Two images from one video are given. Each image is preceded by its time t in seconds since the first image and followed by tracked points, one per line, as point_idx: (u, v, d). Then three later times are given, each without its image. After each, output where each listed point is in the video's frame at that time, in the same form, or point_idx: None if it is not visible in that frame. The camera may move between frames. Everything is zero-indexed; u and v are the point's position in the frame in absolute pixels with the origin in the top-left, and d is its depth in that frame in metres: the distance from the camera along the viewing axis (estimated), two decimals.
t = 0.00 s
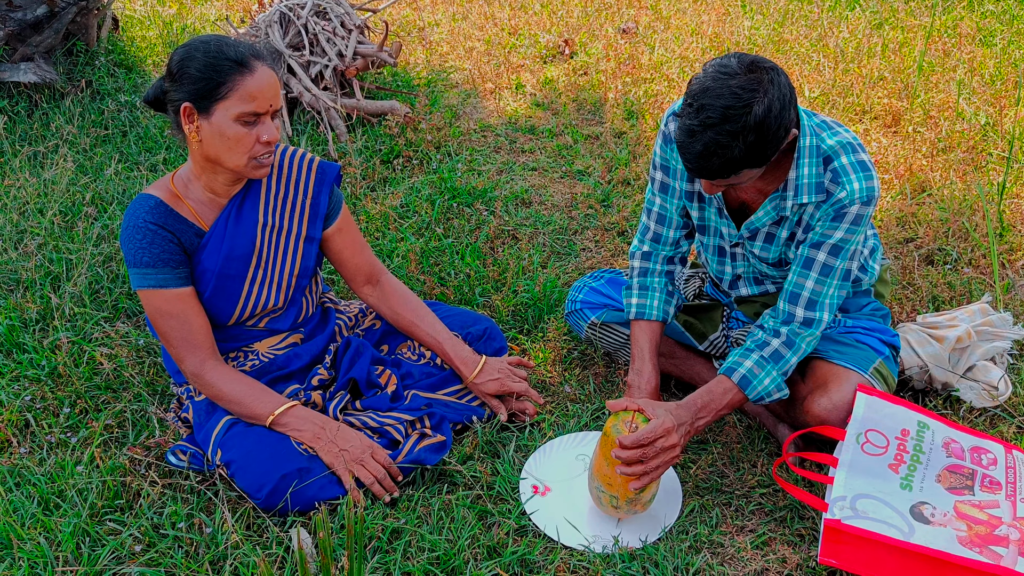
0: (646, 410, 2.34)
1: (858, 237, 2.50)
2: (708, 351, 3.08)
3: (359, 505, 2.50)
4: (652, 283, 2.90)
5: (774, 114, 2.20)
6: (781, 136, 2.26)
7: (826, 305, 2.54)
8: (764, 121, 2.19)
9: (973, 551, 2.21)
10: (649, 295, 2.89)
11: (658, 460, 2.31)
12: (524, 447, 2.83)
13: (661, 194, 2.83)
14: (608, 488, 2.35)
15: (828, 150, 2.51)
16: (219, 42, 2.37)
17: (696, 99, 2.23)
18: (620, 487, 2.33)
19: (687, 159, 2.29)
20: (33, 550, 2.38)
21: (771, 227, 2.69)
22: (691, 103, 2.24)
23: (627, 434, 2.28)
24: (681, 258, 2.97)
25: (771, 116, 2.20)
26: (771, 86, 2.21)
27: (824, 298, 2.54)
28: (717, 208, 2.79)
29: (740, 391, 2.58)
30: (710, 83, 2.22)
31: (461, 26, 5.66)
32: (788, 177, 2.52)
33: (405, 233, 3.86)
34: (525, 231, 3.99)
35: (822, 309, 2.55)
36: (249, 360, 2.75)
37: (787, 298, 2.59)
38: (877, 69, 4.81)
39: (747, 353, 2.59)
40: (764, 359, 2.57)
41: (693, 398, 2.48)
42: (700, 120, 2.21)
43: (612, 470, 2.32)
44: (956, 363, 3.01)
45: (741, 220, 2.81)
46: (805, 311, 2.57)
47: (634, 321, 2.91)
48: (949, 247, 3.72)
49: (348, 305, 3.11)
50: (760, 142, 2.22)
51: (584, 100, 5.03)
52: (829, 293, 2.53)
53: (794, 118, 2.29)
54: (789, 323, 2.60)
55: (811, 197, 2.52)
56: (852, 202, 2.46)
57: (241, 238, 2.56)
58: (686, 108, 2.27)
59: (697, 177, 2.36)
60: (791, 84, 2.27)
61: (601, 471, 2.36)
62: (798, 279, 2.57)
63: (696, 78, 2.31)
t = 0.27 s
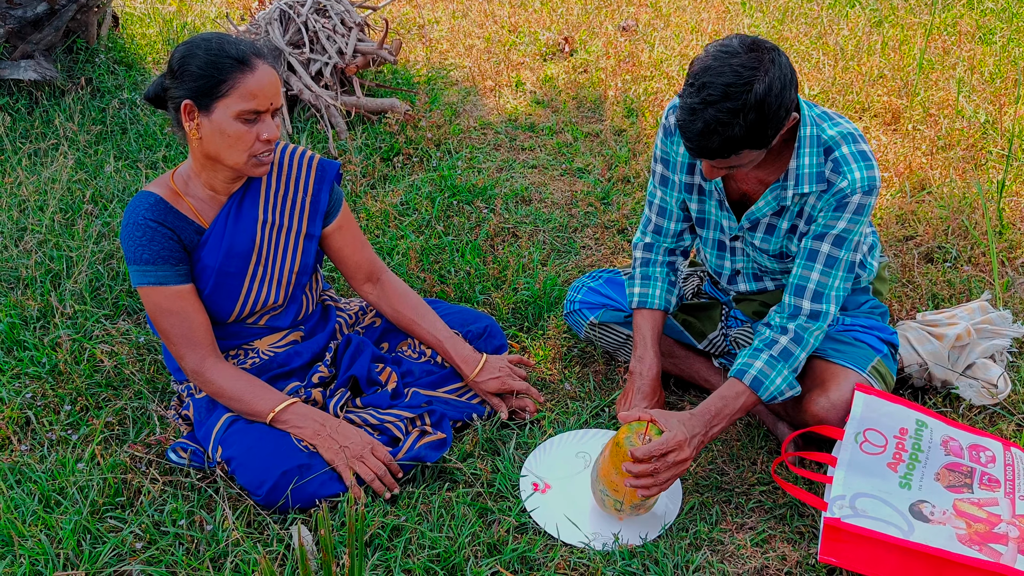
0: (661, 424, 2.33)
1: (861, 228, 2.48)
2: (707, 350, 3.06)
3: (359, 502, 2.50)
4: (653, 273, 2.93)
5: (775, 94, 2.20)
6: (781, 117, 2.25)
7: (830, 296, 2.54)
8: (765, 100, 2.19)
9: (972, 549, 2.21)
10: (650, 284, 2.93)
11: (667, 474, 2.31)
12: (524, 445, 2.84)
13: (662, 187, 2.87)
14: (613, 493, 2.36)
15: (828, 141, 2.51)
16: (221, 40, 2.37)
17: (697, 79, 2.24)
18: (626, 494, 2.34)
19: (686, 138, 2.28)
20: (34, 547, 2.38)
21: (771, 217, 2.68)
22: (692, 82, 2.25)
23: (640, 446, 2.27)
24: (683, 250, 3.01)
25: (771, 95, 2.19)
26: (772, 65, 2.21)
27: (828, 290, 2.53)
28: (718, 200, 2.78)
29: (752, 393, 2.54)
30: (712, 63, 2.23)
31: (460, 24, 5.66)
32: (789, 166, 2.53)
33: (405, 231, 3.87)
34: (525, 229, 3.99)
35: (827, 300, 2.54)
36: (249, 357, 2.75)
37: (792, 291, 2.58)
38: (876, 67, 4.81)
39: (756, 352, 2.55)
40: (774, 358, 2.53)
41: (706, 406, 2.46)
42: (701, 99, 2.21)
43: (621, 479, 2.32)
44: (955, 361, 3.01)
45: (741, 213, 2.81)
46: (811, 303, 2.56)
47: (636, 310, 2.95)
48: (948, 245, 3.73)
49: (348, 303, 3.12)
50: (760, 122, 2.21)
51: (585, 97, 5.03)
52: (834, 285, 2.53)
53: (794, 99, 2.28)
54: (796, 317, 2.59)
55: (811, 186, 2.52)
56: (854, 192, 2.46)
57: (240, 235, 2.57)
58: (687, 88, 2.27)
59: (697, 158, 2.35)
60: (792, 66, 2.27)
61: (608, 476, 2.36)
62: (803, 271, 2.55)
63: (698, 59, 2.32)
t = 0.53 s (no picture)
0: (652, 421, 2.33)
1: (867, 216, 2.45)
2: (710, 347, 3.06)
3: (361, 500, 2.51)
4: (657, 246, 2.98)
5: (798, 62, 2.20)
6: (802, 88, 2.25)
7: (831, 283, 2.46)
8: (788, 67, 2.18)
9: (974, 547, 2.21)
10: (654, 257, 2.97)
11: (660, 471, 2.31)
12: (527, 443, 2.84)
13: (671, 170, 2.91)
14: (612, 491, 2.38)
15: (840, 129, 2.50)
16: (221, 40, 2.37)
17: (720, 45, 2.24)
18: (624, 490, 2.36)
19: (707, 104, 2.27)
20: (37, 546, 2.39)
21: (778, 203, 2.67)
22: (716, 49, 2.25)
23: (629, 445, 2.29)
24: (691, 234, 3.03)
25: (794, 62, 2.19)
26: (796, 34, 2.22)
27: (831, 277, 2.46)
28: (729, 184, 2.78)
29: (749, 382, 2.47)
30: (735, 29, 2.23)
31: (462, 22, 5.66)
32: (799, 151, 2.53)
33: (407, 230, 3.87)
34: (527, 228, 3.99)
35: (828, 287, 2.46)
36: (251, 356, 2.76)
37: (793, 276, 2.51)
38: (878, 65, 4.80)
39: (752, 342, 2.48)
40: (770, 347, 2.46)
41: (700, 401, 2.39)
42: (724, 63, 2.21)
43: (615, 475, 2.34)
44: (957, 360, 3.01)
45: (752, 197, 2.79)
46: (811, 289, 2.48)
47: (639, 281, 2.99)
48: (950, 243, 3.73)
49: (351, 302, 3.12)
50: (781, 90, 2.20)
51: (586, 96, 5.03)
52: (836, 272, 2.46)
53: (815, 71, 2.28)
54: (795, 303, 2.50)
55: (819, 172, 2.52)
56: (862, 179, 2.45)
57: (241, 234, 2.57)
58: (710, 55, 2.27)
59: (716, 126, 2.33)
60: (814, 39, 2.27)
61: (606, 474, 2.38)
62: (806, 257, 2.49)
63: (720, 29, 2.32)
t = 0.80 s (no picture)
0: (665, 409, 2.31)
1: (880, 215, 2.46)
2: (714, 347, 3.04)
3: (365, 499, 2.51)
4: (672, 240, 3.05)
5: (815, 48, 2.21)
6: (818, 75, 2.25)
7: (846, 282, 2.46)
8: (805, 53, 2.19)
9: (979, 546, 2.21)
10: (667, 249, 3.04)
11: (672, 459, 2.29)
12: (531, 442, 2.84)
13: (687, 166, 2.96)
14: (621, 481, 2.36)
15: (851, 125, 2.51)
16: (223, 37, 2.38)
17: (737, 31, 2.24)
18: (635, 480, 2.34)
19: (723, 89, 2.26)
20: (42, 545, 2.40)
21: (788, 197, 2.69)
22: (733, 34, 2.25)
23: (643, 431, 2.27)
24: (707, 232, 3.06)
25: (812, 48, 2.20)
26: (814, 21, 2.23)
27: (845, 275, 2.47)
28: (739, 178, 2.81)
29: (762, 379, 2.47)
30: (753, 15, 2.24)
31: (467, 22, 5.66)
32: (809, 146, 2.55)
33: (411, 229, 3.88)
34: (532, 227, 3.99)
35: (843, 286, 2.47)
36: (255, 355, 2.76)
37: (807, 275, 2.51)
38: (882, 65, 4.80)
39: (766, 339, 2.48)
40: (784, 344, 2.45)
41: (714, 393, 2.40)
42: (741, 47, 2.21)
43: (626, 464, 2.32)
44: (962, 359, 3.01)
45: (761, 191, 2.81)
46: (825, 288, 2.48)
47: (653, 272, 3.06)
48: (955, 243, 3.72)
49: (355, 301, 3.12)
50: (799, 76, 2.21)
51: (591, 96, 5.03)
52: (850, 271, 2.46)
53: (831, 60, 2.28)
54: (810, 301, 2.51)
55: (830, 167, 2.54)
56: (874, 177, 2.46)
57: (244, 232, 2.57)
58: (727, 41, 2.28)
59: (732, 113, 2.32)
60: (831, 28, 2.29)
61: (615, 464, 2.36)
62: (819, 255, 2.50)
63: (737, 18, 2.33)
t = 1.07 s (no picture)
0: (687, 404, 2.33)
1: (897, 219, 2.49)
2: (715, 345, 3.03)
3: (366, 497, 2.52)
4: (677, 248, 3.08)
5: (833, 46, 2.21)
6: (836, 74, 2.25)
7: (869, 289, 2.51)
8: (824, 50, 2.19)
9: (979, 544, 2.21)
10: (672, 258, 3.07)
11: (692, 454, 2.30)
12: (532, 440, 2.85)
13: (690, 175, 2.99)
14: (632, 475, 2.35)
15: (859, 128, 2.53)
16: (222, 36, 2.38)
17: (755, 29, 2.24)
18: (648, 475, 2.32)
19: (740, 88, 2.24)
20: (44, 543, 2.40)
21: (798, 202, 2.69)
22: (750, 33, 2.25)
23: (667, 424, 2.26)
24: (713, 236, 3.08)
25: (830, 46, 2.20)
26: (831, 19, 2.23)
27: (868, 283, 2.51)
28: (743, 185, 2.84)
29: (786, 384, 2.56)
30: (770, 14, 2.24)
31: (468, 19, 5.65)
32: (819, 150, 2.56)
33: (413, 227, 3.88)
34: (533, 224, 3.99)
35: (866, 294, 2.52)
36: (256, 353, 2.77)
37: (830, 285, 2.58)
38: (884, 62, 4.79)
39: (791, 345, 2.58)
40: (807, 350, 2.55)
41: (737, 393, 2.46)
42: (760, 45, 2.20)
43: (641, 458, 2.30)
44: (962, 357, 3.01)
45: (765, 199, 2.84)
46: (850, 297, 2.54)
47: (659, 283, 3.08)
48: (956, 240, 3.72)
49: (356, 299, 3.13)
50: (818, 74, 2.20)
51: (592, 93, 5.02)
52: (872, 277, 2.51)
53: (847, 61, 2.29)
54: (834, 311, 2.58)
55: (841, 171, 2.55)
56: (888, 182, 2.48)
57: (244, 231, 2.58)
58: (743, 41, 2.27)
59: (749, 114, 2.30)
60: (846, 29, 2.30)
61: (627, 459, 2.34)
62: (841, 264, 2.55)
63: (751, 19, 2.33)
